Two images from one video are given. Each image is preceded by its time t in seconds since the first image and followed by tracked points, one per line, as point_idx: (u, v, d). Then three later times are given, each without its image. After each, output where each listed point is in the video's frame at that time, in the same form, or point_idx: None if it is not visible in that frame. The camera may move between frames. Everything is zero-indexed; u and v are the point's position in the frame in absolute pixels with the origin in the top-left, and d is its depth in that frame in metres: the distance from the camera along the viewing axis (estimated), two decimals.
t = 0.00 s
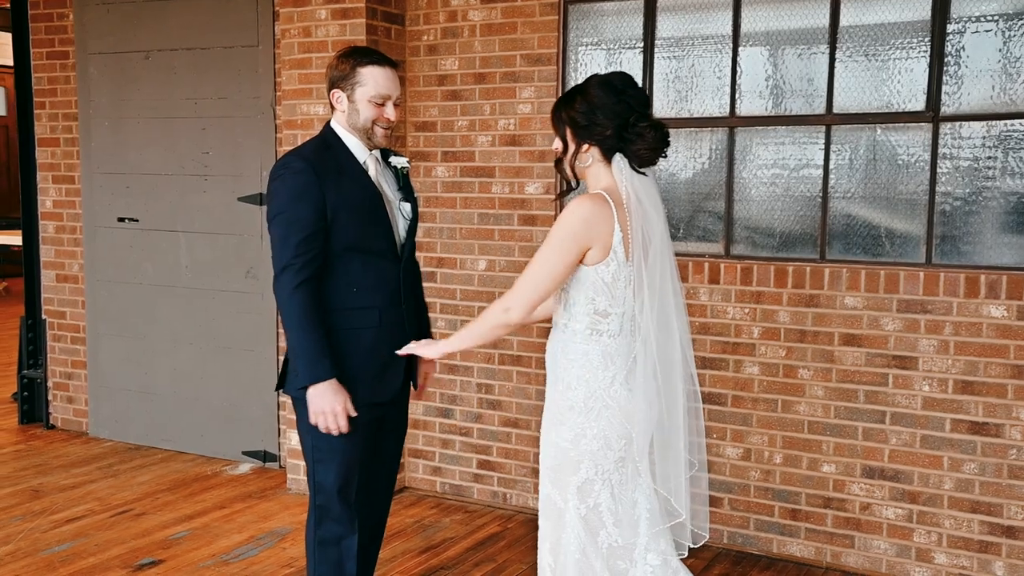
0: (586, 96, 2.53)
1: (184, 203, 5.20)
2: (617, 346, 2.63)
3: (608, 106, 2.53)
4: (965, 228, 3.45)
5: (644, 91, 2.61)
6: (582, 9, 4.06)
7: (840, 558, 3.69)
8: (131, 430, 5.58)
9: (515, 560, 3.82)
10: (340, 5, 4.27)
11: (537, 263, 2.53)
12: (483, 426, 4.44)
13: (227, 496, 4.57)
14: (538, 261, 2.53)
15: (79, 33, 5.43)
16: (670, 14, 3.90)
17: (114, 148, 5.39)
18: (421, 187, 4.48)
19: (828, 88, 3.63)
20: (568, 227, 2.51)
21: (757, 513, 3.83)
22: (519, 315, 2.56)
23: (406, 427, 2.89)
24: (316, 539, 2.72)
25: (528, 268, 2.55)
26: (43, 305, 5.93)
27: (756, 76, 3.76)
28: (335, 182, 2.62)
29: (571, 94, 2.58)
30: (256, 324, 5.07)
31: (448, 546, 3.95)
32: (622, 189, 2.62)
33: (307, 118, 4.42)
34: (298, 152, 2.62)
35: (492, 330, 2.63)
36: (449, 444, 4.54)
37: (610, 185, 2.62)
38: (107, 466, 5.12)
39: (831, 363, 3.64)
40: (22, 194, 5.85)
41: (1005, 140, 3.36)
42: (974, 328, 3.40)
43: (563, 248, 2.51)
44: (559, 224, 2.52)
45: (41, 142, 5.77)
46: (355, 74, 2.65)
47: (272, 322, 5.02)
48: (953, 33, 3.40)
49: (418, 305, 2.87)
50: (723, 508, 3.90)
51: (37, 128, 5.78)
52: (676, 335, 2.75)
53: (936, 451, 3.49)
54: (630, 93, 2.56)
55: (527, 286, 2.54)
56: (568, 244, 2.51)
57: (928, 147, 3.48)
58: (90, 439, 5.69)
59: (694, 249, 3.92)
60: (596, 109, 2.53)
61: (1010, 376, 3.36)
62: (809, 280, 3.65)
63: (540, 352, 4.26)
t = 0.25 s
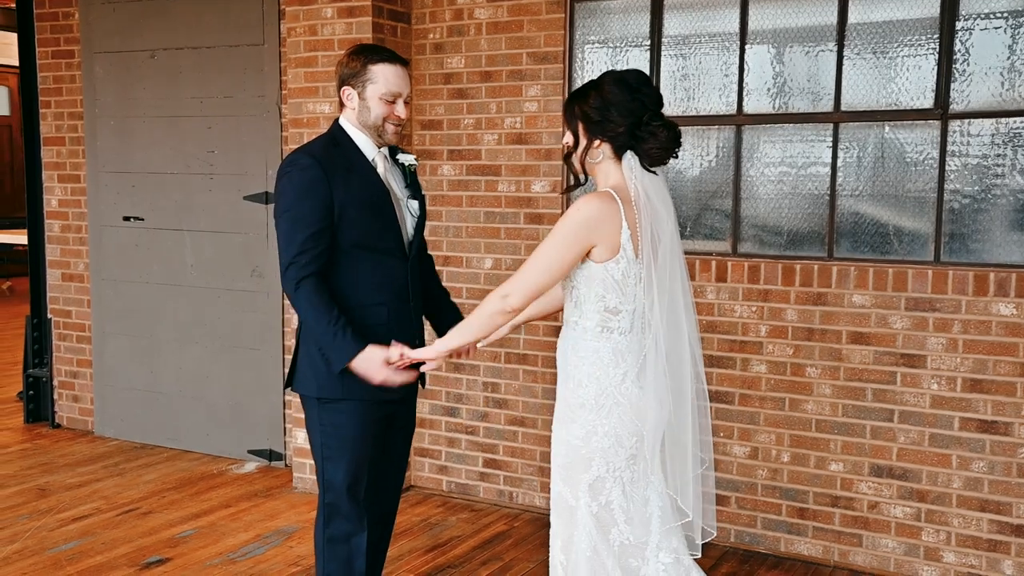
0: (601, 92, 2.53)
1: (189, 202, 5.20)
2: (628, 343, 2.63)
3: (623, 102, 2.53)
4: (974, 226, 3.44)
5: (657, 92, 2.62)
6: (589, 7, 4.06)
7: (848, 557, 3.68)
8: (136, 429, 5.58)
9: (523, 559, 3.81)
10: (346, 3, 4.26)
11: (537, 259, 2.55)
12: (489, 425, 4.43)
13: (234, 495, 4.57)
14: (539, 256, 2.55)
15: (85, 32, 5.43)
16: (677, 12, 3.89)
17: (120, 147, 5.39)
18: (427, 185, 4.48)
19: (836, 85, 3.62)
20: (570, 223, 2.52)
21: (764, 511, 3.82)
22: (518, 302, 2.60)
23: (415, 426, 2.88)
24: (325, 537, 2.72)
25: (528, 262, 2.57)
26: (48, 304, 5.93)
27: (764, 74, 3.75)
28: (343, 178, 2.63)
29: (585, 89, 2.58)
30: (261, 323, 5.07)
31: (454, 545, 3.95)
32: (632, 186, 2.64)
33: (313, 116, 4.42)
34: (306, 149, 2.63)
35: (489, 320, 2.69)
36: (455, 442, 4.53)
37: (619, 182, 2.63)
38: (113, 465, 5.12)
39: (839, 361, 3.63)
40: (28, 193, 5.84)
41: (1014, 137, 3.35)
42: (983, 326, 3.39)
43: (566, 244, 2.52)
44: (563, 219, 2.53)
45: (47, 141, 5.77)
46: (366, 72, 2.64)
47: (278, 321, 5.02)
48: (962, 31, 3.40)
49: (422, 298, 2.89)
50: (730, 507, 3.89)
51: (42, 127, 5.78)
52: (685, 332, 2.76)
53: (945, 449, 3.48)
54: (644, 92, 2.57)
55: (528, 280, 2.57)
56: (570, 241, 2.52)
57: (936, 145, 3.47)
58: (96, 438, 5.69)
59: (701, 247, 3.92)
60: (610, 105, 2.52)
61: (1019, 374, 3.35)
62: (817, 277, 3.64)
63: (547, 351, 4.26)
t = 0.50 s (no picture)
0: (612, 89, 2.54)
1: (192, 201, 5.19)
2: (636, 342, 2.63)
3: (634, 101, 2.54)
4: (978, 224, 3.43)
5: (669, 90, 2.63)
6: (592, 5, 4.05)
7: (852, 557, 3.67)
8: (139, 428, 5.58)
9: (526, 558, 3.81)
10: (349, 2, 4.26)
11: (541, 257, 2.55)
12: (492, 425, 4.43)
13: (237, 494, 4.57)
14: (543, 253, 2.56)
15: (88, 32, 5.43)
16: (681, 10, 3.88)
17: (122, 146, 5.39)
18: (430, 185, 4.47)
19: (840, 84, 3.61)
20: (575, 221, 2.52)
21: (768, 511, 3.82)
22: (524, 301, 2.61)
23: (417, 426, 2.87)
24: (328, 537, 2.72)
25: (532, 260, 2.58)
26: (51, 304, 5.93)
27: (767, 73, 3.74)
28: (345, 176, 2.62)
29: (596, 87, 2.58)
30: (264, 323, 5.07)
31: (457, 545, 3.94)
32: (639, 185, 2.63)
33: (316, 115, 4.41)
34: (308, 147, 2.62)
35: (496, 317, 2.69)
36: (458, 442, 4.53)
37: (627, 181, 2.63)
38: (116, 464, 5.12)
39: (843, 360, 3.63)
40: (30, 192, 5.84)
41: (1019, 135, 3.34)
42: (988, 325, 3.38)
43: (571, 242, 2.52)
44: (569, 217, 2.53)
45: (50, 141, 5.77)
46: (370, 71, 2.63)
47: (280, 321, 5.02)
48: (966, 29, 3.39)
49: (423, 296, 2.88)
50: (734, 506, 3.89)
51: (45, 127, 5.78)
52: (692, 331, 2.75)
53: (949, 449, 3.47)
54: (655, 90, 2.58)
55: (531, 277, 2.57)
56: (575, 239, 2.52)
57: (940, 143, 3.46)
58: (98, 438, 5.69)
59: (704, 246, 3.91)
60: (620, 103, 2.54)
61: None
62: (821, 276, 3.64)
63: (550, 350, 4.25)
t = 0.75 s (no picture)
0: (624, 87, 2.52)
1: (193, 202, 5.19)
2: (653, 343, 2.62)
3: (647, 97, 2.52)
4: (981, 224, 3.42)
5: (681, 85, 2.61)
6: (594, 5, 4.04)
7: (855, 557, 3.66)
8: (140, 429, 5.57)
9: (528, 559, 3.80)
10: (350, 2, 4.25)
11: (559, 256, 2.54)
12: (493, 425, 4.42)
13: (238, 495, 4.56)
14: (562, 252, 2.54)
15: (88, 32, 5.42)
16: (682, 10, 3.88)
17: (123, 147, 5.38)
18: (431, 185, 4.46)
19: (842, 84, 3.60)
20: (596, 221, 2.50)
21: (771, 512, 3.81)
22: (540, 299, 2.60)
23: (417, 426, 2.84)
24: (328, 539, 2.70)
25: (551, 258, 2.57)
26: (51, 304, 5.92)
27: (769, 73, 3.73)
28: (341, 176, 2.61)
29: (607, 87, 2.57)
30: (265, 323, 5.06)
31: (459, 546, 3.93)
32: (662, 184, 2.60)
33: (317, 115, 4.40)
34: (304, 148, 2.61)
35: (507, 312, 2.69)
36: (459, 442, 4.52)
37: (643, 179, 2.61)
38: (117, 465, 5.11)
39: (846, 360, 3.62)
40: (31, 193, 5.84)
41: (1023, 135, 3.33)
42: (991, 325, 3.37)
43: (591, 242, 2.51)
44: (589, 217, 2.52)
45: (50, 141, 5.76)
46: (363, 71, 2.60)
47: (281, 321, 5.01)
48: (969, 28, 3.38)
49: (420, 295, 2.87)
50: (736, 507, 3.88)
51: (45, 127, 5.78)
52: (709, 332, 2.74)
53: (952, 449, 3.46)
54: (668, 86, 2.56)
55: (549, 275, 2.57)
56: (595, 239, 2.51)
57: (944, 143, 3.45)
58: (99, 439, 5.68)
59: (706, 246, 3.90)
60: (634, 100, 2.52)
61: None
62: (823, 277, 3.63)
63: (551, 351, 4.24)
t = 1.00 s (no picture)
0: (640, 88, 2.53)
1: (194, 202, 5.18)
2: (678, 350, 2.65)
3: (662, 96, 2.52)
4: (985, 224, 3.40)
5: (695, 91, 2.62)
6: (595, 4, 4.03)
7: (857, 559, 3.65)
8: (140, 429, 5.56)
9: (530, 561, 3.79)
10: (351, 2, 4.24)
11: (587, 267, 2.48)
12: (495, 426, 4.41)
13: (239, 496, 4.55)
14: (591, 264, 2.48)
15: (89, 32, 5.41)
16: (684, 10, 3.87)
17: (124, 147, 5.37)
18: (432, 185, 4.45)
19: (845, 84, 3.59)
20: (629, 232, 2.47)
21: (773, 513, 3.79)
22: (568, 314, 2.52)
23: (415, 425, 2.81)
24: (325, 540, 2.68)
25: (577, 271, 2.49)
26: (52, 305, 5.91)
27: (773, 73, 3.72)
28: (331, 173, 2.60)
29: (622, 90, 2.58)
30: (265, 323, 5.05)
31: (460, 547, 3.92)
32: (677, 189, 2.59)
33: (318, 115, 4.39)
34: (292, 147, 2.61)
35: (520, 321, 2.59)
36: (461, 443, 4.51)
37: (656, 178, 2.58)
38: (118, 466, 5.10)
39: (849, 361, 3.61)
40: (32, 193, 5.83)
41: None
42: (995, 326, 3.36)
43: (625, 254, 2.47)
44: (621, 228, 2.48)
45: (51, 141, 5.76)
46: (350, 71, 2.57)
47: (280, 320, 5.00)
48: (973, 28, 3.36)
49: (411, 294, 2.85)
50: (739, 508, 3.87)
51: (46, 127, 5.77)
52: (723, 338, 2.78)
53: (956, 451, 3.45)
54: (682, 88, 2.57)
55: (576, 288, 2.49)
56: (627, 250, 2.47)
57: (947, 143, 3.44)
58: (100, 439, 5.67)
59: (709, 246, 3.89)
60: (649, 99, 2.52)
61: None
62: (826, 277, 3.62)
63: (553, 351, 4.23)
